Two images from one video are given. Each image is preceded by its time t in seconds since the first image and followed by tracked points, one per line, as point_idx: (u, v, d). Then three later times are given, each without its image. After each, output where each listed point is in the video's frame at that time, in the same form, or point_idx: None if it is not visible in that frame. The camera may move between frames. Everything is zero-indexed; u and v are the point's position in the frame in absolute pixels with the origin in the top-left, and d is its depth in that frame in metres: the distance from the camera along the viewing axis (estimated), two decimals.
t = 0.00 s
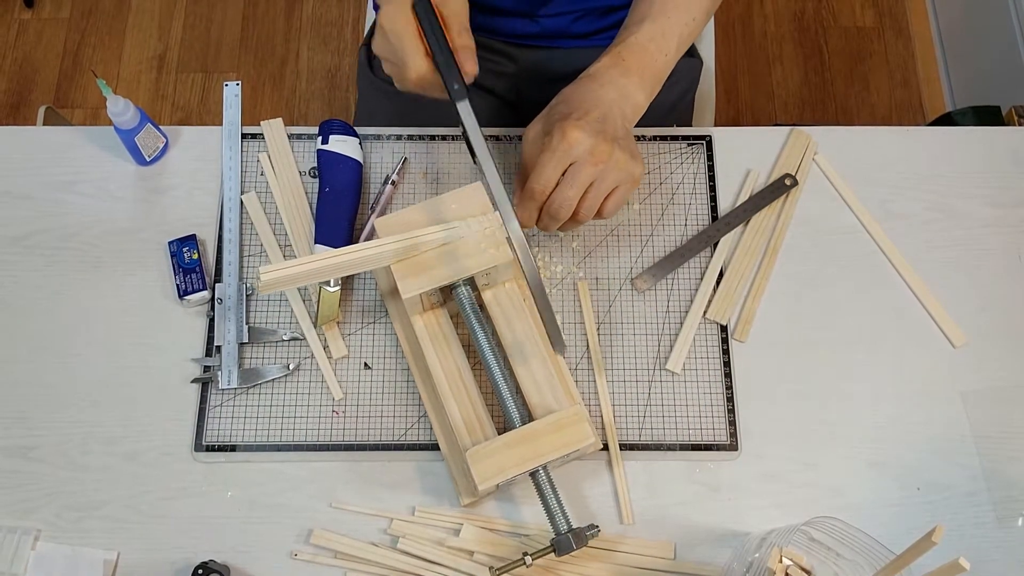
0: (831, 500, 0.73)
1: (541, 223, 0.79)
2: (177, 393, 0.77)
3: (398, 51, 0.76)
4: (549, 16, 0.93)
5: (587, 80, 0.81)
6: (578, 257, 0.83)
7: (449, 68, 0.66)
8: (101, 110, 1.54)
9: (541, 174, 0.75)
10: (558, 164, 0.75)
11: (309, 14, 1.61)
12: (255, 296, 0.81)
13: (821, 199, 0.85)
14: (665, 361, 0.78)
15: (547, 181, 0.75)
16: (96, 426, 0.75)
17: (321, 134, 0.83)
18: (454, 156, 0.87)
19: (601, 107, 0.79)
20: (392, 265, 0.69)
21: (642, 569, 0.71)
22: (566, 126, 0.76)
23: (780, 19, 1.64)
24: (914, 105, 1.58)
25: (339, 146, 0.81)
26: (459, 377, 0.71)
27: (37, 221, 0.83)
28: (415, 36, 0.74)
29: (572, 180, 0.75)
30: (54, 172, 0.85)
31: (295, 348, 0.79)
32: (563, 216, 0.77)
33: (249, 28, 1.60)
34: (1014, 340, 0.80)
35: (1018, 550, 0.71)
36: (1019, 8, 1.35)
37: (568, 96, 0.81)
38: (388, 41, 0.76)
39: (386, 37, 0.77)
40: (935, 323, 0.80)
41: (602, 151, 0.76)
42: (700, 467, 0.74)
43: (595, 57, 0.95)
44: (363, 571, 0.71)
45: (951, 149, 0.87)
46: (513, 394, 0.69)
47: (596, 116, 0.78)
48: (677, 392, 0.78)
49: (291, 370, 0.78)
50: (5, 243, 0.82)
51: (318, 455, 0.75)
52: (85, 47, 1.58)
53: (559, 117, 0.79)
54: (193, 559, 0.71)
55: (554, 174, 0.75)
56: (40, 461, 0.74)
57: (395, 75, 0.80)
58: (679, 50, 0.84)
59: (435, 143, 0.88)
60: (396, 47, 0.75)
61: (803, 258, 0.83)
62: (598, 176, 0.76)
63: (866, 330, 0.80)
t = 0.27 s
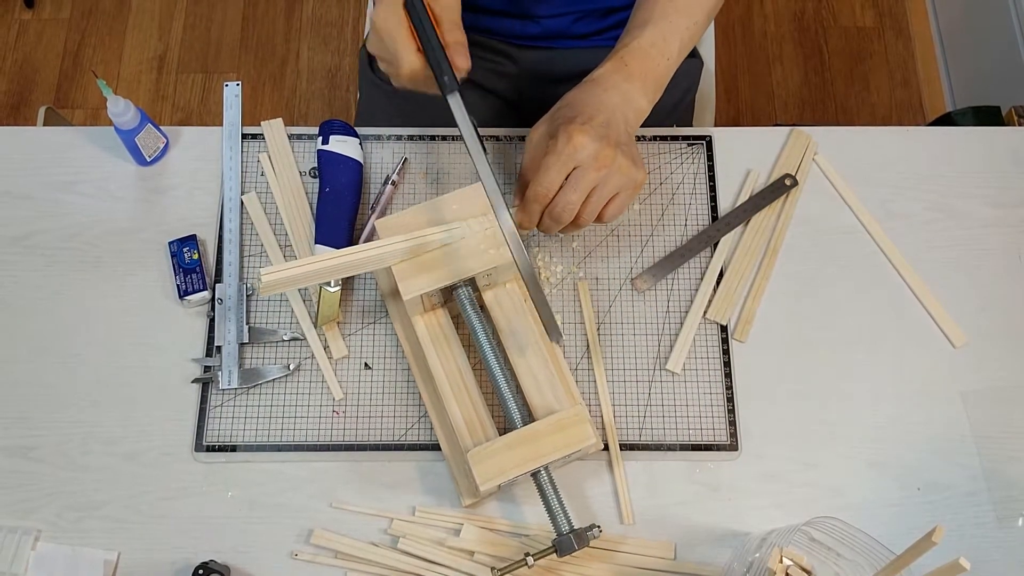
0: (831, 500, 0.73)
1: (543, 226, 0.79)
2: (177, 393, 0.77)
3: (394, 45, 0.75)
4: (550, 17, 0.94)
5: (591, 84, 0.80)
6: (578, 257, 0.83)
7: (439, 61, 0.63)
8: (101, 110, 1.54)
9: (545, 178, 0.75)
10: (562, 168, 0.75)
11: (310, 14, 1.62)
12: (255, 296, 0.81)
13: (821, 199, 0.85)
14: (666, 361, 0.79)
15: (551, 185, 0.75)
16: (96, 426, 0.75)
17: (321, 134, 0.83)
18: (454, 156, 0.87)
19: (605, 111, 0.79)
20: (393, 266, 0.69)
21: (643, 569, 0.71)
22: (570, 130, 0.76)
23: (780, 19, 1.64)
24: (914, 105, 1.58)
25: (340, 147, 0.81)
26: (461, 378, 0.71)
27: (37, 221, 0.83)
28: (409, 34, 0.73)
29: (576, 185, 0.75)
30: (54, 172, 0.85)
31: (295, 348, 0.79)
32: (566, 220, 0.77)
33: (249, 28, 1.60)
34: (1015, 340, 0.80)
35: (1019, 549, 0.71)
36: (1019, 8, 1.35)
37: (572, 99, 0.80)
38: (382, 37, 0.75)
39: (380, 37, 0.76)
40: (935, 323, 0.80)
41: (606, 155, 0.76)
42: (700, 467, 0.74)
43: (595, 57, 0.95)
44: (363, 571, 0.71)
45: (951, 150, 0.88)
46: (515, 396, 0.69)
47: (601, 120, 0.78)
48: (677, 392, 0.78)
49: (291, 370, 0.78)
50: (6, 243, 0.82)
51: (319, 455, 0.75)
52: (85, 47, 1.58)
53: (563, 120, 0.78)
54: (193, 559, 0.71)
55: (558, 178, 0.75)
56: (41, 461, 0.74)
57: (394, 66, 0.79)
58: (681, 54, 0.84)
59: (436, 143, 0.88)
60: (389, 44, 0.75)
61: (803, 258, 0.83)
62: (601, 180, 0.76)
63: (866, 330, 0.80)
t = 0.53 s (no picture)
0: (832, 500, 0.73)
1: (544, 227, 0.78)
2: (177, 393, 0.77)
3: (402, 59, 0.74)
4: (550, 17, 0.93)
5: (593, 86, 0.80)
6: (578, 257, 0.83)
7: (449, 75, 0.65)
8: (101, 110, 1.54)
9: (547, 180, 0.74)
10: (564, 169, 0.75)
11: (309, 14, 1.61)
12: (255, 296, 0.81)
13: (821, 199, 0.85)
14: (666, 361, 0.78)
15: (553, 187, 0.75)
16: (96, 425, 0.75)
17: (321, 134, 0.82)
18: (453, 156, 0.87)
19: (606, 113, 0.79)
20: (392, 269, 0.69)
21: (643, 569, 0.71)
22: (572, 131, 0.76)
23: (780, 19, 1.64)
24: (914, 105, 1.57)
25: (340, 147, 0.81)
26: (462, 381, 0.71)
27: (36, 221, 0.83)
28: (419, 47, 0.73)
29: (578, 186, 0.75)
30: (54, 172, 0.85)
31: (295, 348, 0.79)
32: (567, 222, 0.77)
33: (249, 28, 1.60)
34: (1015, 340, 0.80)
35: (1019, 550, 0.71)
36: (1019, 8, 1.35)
37: (574, 101, 0.80)
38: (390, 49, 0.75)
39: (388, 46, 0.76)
40: (935, 324, 0.80)
41: (609, 157, 0.76)
42: (700, 467, 0.74)
43: (594, 57, 0.95)
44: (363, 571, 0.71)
45: (952, 150, 0.87)
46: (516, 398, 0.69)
47: (602, 122, 0.78)
48: (677, 392, 0.78)
49: (291, 370, 0.78)
50: (5, 243, 0.82)
51: (318, 455, 0.75)
52: (85, 47, 1.58)
53: (564, 122, 0.78)
54: (193, 559, 0.71)
55: (559, 179, 0.75)
56: (40, 461, 0.74)
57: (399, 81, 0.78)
58: (682, 56, 0.84)
59: (435, 143, 0.88)
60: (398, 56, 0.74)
61: (803, 258, 0.83)
62: (603, 182, 0.76)
63: (866, 330, 0.80)
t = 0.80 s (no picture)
0: (831, 500, 0.73)
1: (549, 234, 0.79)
2: (177, 393, 0.77)
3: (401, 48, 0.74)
4: (550, 16, 0.93)
5: (596, 94, 0.80)
6: (578, 257, 0.83)
7: (448, 63, 0.64)
8: (101, 110, 1.54)
9: (551, 189, 0.75)
10: (568, 178, 0.75)
11: (310, 15, 1.62)
12: (255, 296, 0.81)
13: (820, 199, 0.85)
14: (665, 361, 0.79)
15: (558, 196, 0.75)
16: (95, 426, 0.75)
17: (321, 135, 0.83)
18: (453, 156, 0.88)
19: (610, 121, 0.79)
20: (398, 274, 0.69)
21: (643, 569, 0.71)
22: (577, 140, 0.76)
23: (780, 20, 1.64)
24: (914, 106, 1.58)
25: (340, 147, 0.82)
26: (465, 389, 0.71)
27: (37, 221, 0.83)
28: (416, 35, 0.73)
29: (582, 195, 0.75)
30: (54, 172, 0.85)
31: (295, 348, 0.79)
32: (572, 230, 0.77)
33: (249, 29, 1.60)
34: (1014, 340, 0.80)
35: (1018, 550, 0.71)
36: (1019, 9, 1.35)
37: (576, 108, 0.80)
38: (389, 39, 0.76)
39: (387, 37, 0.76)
40: (935, 324, 0.80)
41: (612, 166, 0.76)
42: (700, 467, 0.74)
43: (594, 58, 0.96)
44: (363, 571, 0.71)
45: (951, 150, 0.88)
46: (519, 405, 0.69)
47: (607, 131, 0.78)
48: (677, 393, 0.78)
49: (291, 370, 0.78)
50: (6, 243, 0.82)
51: (318, 455, 0.75)
52: (85, 48, 1.58)
53: (568, 130, 0.78)
54: (193, 559, 0.71)
55: (564, 188, 0.75)
56: (41, 461, 0.74)
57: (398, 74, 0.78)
58: (682, 62, 0.84)
59: (435, 143, 0.88)
60: (398, 47, 0.75)
61: (802, 258, 0.83)
62: (607, 190, 0.76)
63: (866, 330, 0.80)
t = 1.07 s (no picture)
0: (832, 501, 0.73)
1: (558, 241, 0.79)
2: (177, 393, 0.77)
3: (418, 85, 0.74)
4: (550, 17, 0.93)
5: (604, 100, 0.80)
6: (578, 257, 0.83)
7: (468, 105, 0.65)
8: (101, 110, 1.54)
9: (560, 196, 0.75)
10: (577, 185, 0.75)
11: (310, 15, 1.62)
12: (255, 296, 0.81)
13: (821, 199, 0.85)
14: (666, 361, 0.79)
15: (567, 203, 0.75)
16: (96, 425, 0.75)
17: (322, 134, 0.83)
18: (454, 156, 0.88)
19: (618, 128, 0.79)
20: (404, 276, 0.69)
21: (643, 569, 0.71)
22: (586, 146, 0.76)
23: (780, 20, 1.64)
24: (914, 106, 1.58)
25: (340, 147, 0.82)
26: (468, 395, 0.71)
27: (37, 221, 0.83)
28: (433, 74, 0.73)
29: (591, 203, 0.75)
30: (54, 172, 0.85)
31: (295, 348, 0.79)
32: (581, 237, 0.77)
33: (249, 29, 1.60)
34: (1014, 340, 0.80)
35: (1018, 550, 0.71)
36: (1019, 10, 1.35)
37: (585, 115, 0.80)
38: (405, 75, 0.75)
39: (402, 71, 0.76)
40: (935, 324, 0.80)
41: (620, 172, 0.76)
42: (700, 467, 0.74)
43: (594, 59, 0.96)
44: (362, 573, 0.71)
45: (951, 150, 0.88)
46: (522, 411, 0.69)
47: (615, 137, 0.78)
48: (679, 393, 0.78)
49: (291, 370, 0.78)
50: (6, 243, 0.82)
51: (318, 455, 0.75)
52: (86, 47, 1.58)
53: (577, 137, 0.78)
54: (193, 559, 0.71)
55: (573, 195, 0.75)
56: (41, 461, 0.74)
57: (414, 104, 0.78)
58: (690, 66, 0.84)
59: (435, 143, 0.88)
60: (415, 83, 0.74)
61: (802, 258, 0.83)
62: (616, 197, 0.76)
63: (866, 330, 0.80)
